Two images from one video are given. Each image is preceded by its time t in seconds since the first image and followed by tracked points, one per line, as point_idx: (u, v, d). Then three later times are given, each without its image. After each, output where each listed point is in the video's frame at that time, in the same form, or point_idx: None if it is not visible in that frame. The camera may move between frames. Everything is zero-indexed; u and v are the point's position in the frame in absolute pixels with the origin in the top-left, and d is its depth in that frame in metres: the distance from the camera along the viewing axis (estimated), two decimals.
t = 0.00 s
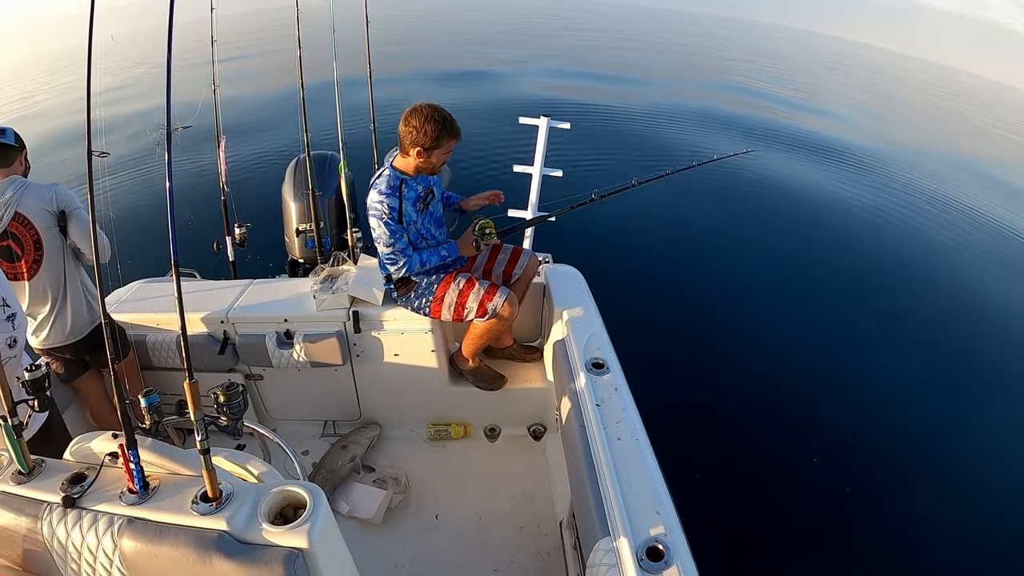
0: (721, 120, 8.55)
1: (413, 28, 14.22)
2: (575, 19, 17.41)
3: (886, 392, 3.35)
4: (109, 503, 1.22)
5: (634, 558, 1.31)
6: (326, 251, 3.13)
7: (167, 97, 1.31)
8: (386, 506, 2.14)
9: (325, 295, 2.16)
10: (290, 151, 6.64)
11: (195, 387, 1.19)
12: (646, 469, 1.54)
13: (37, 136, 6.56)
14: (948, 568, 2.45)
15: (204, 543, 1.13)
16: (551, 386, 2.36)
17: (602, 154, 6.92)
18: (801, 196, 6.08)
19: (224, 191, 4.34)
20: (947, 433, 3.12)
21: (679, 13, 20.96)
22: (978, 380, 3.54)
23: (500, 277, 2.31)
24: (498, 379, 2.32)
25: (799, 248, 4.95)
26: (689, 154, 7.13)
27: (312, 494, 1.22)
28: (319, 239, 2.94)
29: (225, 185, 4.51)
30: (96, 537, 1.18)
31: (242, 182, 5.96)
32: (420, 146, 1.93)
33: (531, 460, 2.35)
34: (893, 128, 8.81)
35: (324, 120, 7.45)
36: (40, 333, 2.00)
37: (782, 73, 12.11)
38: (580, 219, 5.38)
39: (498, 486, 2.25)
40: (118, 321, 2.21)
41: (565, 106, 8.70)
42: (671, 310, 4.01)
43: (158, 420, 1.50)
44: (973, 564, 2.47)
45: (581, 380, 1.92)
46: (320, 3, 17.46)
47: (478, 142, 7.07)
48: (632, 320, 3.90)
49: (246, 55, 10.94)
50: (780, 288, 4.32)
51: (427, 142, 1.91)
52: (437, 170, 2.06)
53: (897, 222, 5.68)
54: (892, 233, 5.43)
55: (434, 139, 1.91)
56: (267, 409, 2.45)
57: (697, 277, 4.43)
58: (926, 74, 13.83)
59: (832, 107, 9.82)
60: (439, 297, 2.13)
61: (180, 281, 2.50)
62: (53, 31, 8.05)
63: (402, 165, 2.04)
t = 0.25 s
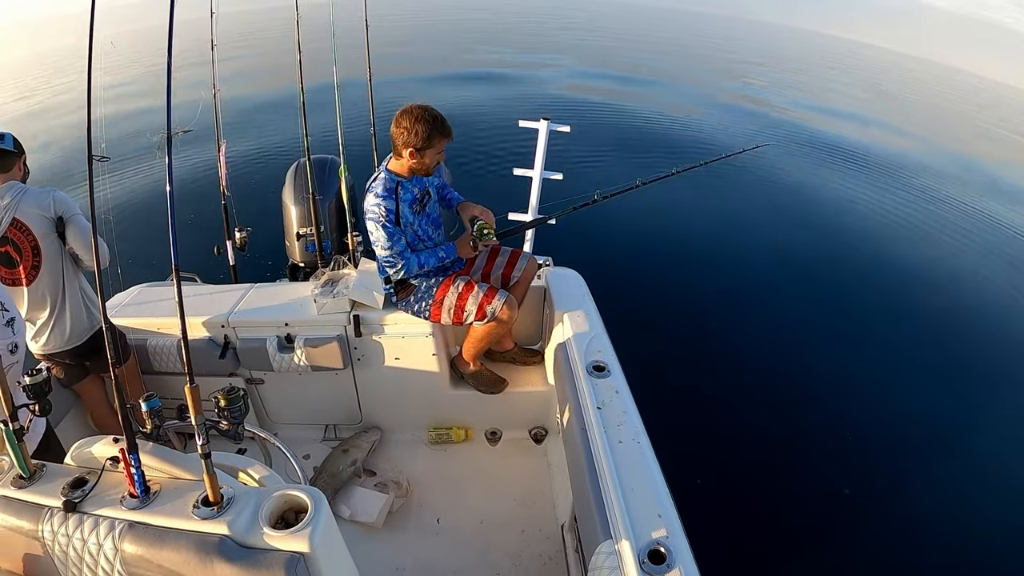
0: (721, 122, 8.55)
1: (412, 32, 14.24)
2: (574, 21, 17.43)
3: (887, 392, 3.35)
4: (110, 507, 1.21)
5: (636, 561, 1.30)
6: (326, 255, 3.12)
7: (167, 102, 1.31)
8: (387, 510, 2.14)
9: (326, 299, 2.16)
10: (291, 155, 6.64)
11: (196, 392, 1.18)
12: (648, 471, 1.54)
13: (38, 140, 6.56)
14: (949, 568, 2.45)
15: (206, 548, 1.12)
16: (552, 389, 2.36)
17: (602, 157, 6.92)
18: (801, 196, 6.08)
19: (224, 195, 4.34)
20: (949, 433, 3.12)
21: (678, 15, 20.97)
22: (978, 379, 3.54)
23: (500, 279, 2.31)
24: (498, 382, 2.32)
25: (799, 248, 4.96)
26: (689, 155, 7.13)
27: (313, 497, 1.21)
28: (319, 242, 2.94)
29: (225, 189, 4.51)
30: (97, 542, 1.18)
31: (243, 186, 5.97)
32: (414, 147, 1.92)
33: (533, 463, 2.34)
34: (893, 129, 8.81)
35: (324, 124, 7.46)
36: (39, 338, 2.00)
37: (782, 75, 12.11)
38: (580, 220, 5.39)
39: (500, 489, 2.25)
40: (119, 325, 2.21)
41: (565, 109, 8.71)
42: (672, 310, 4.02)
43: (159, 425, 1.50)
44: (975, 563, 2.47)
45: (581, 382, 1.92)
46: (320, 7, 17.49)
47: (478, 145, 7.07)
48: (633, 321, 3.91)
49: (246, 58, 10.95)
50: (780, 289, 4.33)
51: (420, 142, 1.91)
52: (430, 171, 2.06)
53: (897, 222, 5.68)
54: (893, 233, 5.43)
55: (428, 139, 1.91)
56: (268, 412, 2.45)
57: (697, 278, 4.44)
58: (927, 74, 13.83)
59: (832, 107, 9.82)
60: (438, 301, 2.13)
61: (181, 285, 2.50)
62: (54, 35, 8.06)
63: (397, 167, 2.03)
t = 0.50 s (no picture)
0: (721, 122, 8.54)
1: (412, 32, 14.23)
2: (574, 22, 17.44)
3: (888, 393, 3.36)
4: (109, 507, 1.21)
5: (635, 561, 1.30)
6: (326, 255, 3.12)
7: (166, 103, 1.31)
8: (386, 511, 2.14)
9: (325, 300, 2.17)
10: (290, 156, 6.64)
11: (195, 393, 1.18)
12: (647, 473, 1.54)
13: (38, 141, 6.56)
14: (947, 568, 2.45)
15: (205, 548, 1.12)
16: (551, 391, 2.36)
17: (602, 158, 6.92)
18: (801, 197, 6.08)
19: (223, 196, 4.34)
20: (948, 433, 3.12)
21: (679, 16, 20.97)
22: (979, 380, 3.54)
23: (497, 279, 2.31)
24: (497, 384, 2.32)
25: (798, 249, 4.96)
26: (689, 155, 7.13)
27: (312, 498, 1.21)
28: (319, 243, 2.94)
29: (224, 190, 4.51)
30: (96, 543, 1.17)
31: (242, 186, 5.97)
32: (404, 143, 1.93)
33: (532, 464, 2.34)
34: (893, 130, 8.79)
35: (323, 124, 7.45)
36: (38, 339, 2.00)
37: (782, 75, 12.10)
38: (580, 221, 5.39)
39: (499, 490, 2.25)
40: (118, 326, 2.21)
41: (565, 110, 8.71)
42: (670, 311, 4.03)
43: (158, 426, 1.49)
44: (973, 564, 2.47)
45: (581, 384, 1.92)
46: (319, 7, 17.48)
47: (477, 146, 7.07)
48: (633, 322, 3.92)
49: (246, 59, 10.94)
50: (779, 290, 4.33)
51: (410, 137, 1.92)
52: (425, 169, 2.07)
53: (897, 223, 5.68)
54: (892, 234, 5.43)
55: (417, 134, 1.92)
56: (267, 413, 2.45)
57: (697, 279, 4.44)
58: (927, 75, 13.82)
59: (832, 108, 9.80)
60: (435, 302, 2.13)
61: (181, 286, 2.50)
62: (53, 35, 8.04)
63: (391, 165, 2.03)
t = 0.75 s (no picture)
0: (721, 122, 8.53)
1: (413, 31, 14.23)
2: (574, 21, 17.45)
3: (887, 394, 3.36)
4: (108, 505, 1.22)
5: (633, 561, 1.31)
6: (325, 254, 3.12)
7: (167, 100, 1.31)
8: (385, 509, 2.14)
9: (324, 299, 2.17)
10: (290, 154, 6.63)
11: (193, 391, 1.19)
12: (645, 473, 1.54)
13: (38, 140, 6.55)
14: (944, 568, 2.46)
15: (203, 546, 1.12)
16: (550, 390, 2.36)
17: (601, 157, 6.92)
18: (801, 197, 6.08)
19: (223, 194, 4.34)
20: (947, 434, 3.13)
21: (679, 16, 20.95)
22: (977, 381, 3.54)
23: (497, 278, 2.31)
24: (496, 383, 2.32)
25: (798, 249, 4.96)
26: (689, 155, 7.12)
27: (310, 496, 1.21)
28: (318, 242, 2.94)
29: (224, 188, 4.50)
30: (94, 540, 1.17)
31: (242, 184, 5.96)
32: (400, 140, 1.93)
33: (530, 463, 2.35)
34: (893, 129, 8.79)
35: (323, 122, 7.44)
36: (38, 335, 2.00)
37: (783, 75, 12.10)
38: (579, 220, 5.40)
39: (498, 488, 2.25)
40: (117, 323, 2.21)
41: (565, 109, 8.70)
42: (669, 312, 4.03)
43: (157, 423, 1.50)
44: (970, 563, 2.48)
45: (580, 383, 1.92)
46: (320, 6, 17.46)
47: (477, 145, 7.07)
48: (631, 321, 3.92)
49: (246, 57, 10.93)
50: (779, 290, 4.33)
51: (405, 135, 1.92)
52: (422, 164, 2.07)
53: (897, 223, 5.68)
54: (892, 234, 5.43)
55: (413, 132, 1.92)
56: (266, 411, 2.45)
57: (696, 279, 4.44)
58: (928, 74, 13.81)
59: (832, 107, 9.80)
60: (434, 301, 2.14)
61: (180, 283, 2.50)
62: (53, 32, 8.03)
63: (389, 159, 2.04)
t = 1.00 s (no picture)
0: (721, 120, 8.52)
1: (413, 29, 14.21)
2: (574, 20, 17.44)
3: (886, 393, 3.36)
4: (107, 501, 1.22)
5: (633, 560, 1.31)
6: (325, 251, 3.12)
7: (166, 95, 1.30)
8: (384, 506, 2.14)
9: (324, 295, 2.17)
10: (290, 151, 6.63)
11: (193, 387, 1.19)
12: (644, 471, 1.54)
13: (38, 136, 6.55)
14: (943, 567, 2.46)
15: (202, 542, 1.13)
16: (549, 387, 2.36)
17: (601, 155, 6.92)
18: (800, 195, 6.08)
19: (223, 190, 4.33)
20: (946, 434, 3.13)
21: (680, 14, 20.92)
22: (976, 380, 3.55)
23: (495, 272, 2.32)
24: (496, 380, 2.32)
25: (798, 248, 4.96)
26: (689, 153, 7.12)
27: (309, 493, 1.21)
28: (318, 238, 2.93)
29: (223, 184, 4.50)
30: (93, 536, 1.18)
31: (242, 181, 5.95)
32: (394, 134, 1.93)
33: (529, 460, 2.35)
34: (894, 128, 8.78)
35: (323, 119, 7.44)
36: (39, 330, 2.00)
37: (783, 73, 12.09)
38: (578, 217, 5.40)
39: (497, 485, 2.25)
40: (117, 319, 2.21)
41: (566, 107, 8.70)
42: (669, 310, 4.02)
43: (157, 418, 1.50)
44: (968, 563, 2.49)
45: (579, 381, 1.92)
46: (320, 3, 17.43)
47: (478, 143, 7.06)
48: (631, 320, 3.91)
49: (246, 54, 10.92)
50: (779, 289, 4.32)
51: (400, 128, 1.91)
52: (416, 159, 2.07)
53: (897, 222, 5.68)
54: (892, 233, 5.43)
55: (407, 125, 1.91)
56: (265, 408, 2.45)
57: (695, 277, 4.43)
58: (928, 73, 13.80)
59: (833, 106, 9.79)
60: (437, 298, 2.13)
61: (180, 279, 2.50)
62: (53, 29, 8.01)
63: (384, 154, 2.03)
